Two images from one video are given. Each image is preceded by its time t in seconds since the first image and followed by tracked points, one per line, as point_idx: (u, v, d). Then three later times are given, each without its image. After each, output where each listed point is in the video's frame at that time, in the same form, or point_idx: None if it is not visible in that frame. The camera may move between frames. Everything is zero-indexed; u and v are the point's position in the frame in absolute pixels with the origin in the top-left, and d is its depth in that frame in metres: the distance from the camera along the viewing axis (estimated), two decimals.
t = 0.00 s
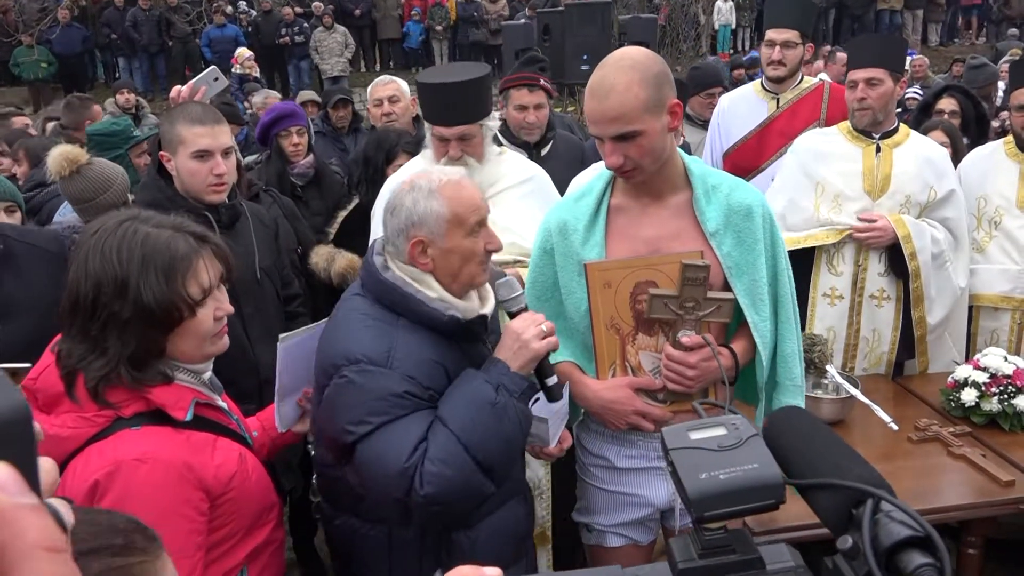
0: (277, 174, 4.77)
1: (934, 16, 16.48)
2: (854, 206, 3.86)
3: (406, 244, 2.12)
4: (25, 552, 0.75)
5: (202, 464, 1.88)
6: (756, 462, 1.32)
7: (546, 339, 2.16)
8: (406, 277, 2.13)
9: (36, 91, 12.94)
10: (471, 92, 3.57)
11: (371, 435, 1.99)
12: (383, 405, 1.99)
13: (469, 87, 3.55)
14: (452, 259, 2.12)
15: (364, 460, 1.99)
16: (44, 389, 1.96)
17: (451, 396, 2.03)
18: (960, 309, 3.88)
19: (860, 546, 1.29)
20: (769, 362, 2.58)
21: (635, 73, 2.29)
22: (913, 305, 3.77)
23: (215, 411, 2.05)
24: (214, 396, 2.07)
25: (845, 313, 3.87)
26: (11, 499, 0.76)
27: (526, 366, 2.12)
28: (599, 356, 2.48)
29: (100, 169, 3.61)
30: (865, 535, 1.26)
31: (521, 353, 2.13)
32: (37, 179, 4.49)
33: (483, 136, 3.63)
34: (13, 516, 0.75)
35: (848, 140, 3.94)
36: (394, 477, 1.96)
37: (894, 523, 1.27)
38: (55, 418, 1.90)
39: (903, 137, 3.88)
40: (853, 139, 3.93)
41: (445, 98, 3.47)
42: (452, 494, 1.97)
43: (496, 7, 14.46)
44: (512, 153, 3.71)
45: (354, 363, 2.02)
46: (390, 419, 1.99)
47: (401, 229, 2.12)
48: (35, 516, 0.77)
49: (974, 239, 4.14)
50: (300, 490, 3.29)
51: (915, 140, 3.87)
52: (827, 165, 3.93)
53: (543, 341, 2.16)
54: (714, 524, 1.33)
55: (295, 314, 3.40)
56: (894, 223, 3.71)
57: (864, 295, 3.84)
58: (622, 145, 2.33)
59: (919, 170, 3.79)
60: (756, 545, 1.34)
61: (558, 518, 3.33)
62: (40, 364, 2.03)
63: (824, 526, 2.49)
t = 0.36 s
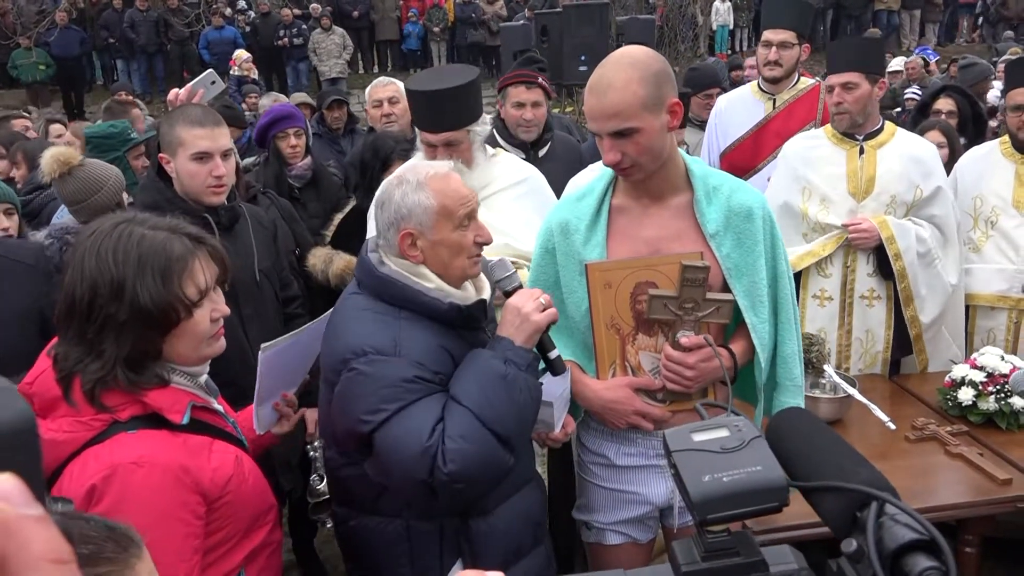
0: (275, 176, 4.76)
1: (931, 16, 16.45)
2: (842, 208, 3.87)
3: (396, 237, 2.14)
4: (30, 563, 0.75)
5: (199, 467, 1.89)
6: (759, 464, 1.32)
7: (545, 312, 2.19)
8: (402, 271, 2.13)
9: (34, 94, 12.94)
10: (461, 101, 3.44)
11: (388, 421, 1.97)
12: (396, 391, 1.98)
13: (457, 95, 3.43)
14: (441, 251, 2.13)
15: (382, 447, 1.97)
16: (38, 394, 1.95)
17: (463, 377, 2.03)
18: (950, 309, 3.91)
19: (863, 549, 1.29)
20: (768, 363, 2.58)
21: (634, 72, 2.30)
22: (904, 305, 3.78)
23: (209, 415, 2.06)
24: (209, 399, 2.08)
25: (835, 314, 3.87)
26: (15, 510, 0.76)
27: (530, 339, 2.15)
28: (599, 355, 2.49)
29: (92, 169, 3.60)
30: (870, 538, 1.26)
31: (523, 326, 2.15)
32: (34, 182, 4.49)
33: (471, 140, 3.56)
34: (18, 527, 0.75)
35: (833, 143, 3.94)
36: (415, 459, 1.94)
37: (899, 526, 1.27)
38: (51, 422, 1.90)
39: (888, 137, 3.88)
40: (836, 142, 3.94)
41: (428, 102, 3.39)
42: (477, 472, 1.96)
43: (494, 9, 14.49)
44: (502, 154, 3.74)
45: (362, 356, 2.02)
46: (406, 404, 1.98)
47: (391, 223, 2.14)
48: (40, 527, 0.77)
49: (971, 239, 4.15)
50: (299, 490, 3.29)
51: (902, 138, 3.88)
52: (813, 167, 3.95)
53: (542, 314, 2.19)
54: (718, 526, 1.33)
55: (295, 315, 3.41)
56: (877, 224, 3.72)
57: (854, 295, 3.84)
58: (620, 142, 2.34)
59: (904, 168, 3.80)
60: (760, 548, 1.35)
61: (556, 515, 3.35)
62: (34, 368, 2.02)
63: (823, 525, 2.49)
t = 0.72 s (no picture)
0: (276, 179, 4.77)
1: (931, 18, 16.49)
2: (832, 214, 3.86)
3: (415, 238, 2.13)
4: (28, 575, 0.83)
5: (202, 470, 1.90)
6: (759, 466, 1.32)
7: (557, 316, 2.20)
8: (417, 272, 2.13)
9: (37, 98, 12.92)
10: (457, 106, 3.39)
11: (403, 417, 1.97)
12: (410, 388, 1.99)
13: (453, 99, 3.37)
14: (457, 254, 2.13)
15: (394, 444, 1.97)
16: (40, 400, 1.95)
17: (475, 375, 2.04)
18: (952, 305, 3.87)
19: (862, 549, 1.30)
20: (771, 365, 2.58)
21: (634, 73, 2.31)
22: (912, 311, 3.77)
23: (210, 418, 2.06)
24: (210, 402, 2.08)
25: (831, 316, 3.86)
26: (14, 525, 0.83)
27: (543, 341, 2.16)
28: (601, 356, 2.49)
29: (93, 172, 3.61)
30: (868, 538, 1.26)
31: (535, 329, 2.16)
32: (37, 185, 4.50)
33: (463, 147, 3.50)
34: (17, 544, 0.83)
35: (816, 148, 3.97)
36: (429, 455, 1.94)
37: (897, 527, 1.27)
38: (53, 428, 1.90)
39: (870, 138, 3.89)
40: (820, 147, 3.96)
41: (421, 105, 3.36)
42: (490, 468, 1.97)
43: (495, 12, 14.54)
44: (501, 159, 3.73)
45: (377, 353, 2.03)
46: (421, 400, 1.99)
47: (410, 224, 2.13)
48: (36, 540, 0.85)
49: (970, 240, 4.15)
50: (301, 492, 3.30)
51: (884, 136, 3.89)
52: (798, 173, 3.97)
53: (555, 317, 2.20)
54: (718, 527, 1.33)
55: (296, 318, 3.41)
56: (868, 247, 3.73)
57: (848, 299, 3.84)
58: (620, 143, 2.34)
59: (888, 170, 3.80)
60: (760, 549, 1.36)
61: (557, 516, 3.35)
62: (35, 374, 2.01)
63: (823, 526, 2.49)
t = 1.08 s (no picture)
0: (276, 187, 4.78)
1: (931, 23, 16.27)
2: (824, 223, 3.87)
3: (399, 246, 2.16)
4: None
5: (211, 474, 1.90)
6: (750, 468, 1.33)
7: (549, 318, 2.19)
8: (407, 279, 2.15)
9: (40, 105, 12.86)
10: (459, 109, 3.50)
11: (403, 425, 1.97)
12: (409, 396, 1.99)
13: (454, 101, 3.48)
14: (444, 258, 2.15)
15: (395, 453, 1.97)
16: (47, 405, 1.94)
17: (471, 380, 2.04)
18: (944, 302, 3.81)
19: (850, 551, 1.31)
20: (771, 367, 2.58)
21: (631, 78, 2.32)
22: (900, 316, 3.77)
23: (216, 423, 2.06)
24: (217, 406, 2.09)
25: (829, 326, 3.84)
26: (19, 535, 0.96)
27: (535, 343, 2.15)
28: (601, 358, 2.50)
29: (96, 177, 3.62)
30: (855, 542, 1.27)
31: (527, 332, 2.16)
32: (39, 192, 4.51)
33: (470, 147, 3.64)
34: (22, 551, 0.99)
35: (801, 156, 3.98)
36: (431, 462, 1.94)
37: (884, 529, 1.28)
38: (60, 433, 1.90)
39: (854, 145, 3.92)
40: (805, 155, 3.97)
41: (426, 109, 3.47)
42: (492, 473, 1.97)
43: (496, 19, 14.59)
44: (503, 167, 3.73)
45: (374, 361, 2.03)
46: (420, 407, 1.99)
47: (394, 232, 2.16)
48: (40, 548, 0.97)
49: (969, 245, 4.15)
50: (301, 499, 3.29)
51: (869, 140, 3.93)
52: (786, 183, 3.97)
53: (546, 319, 2.20)
54: (709, 528, 1.34)
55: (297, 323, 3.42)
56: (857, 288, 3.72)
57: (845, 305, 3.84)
58: (618, 147, 2.35)
59: (876, 173, 3.84)
60: (751, 550, 1.37)
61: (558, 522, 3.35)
62: (42, 380, 2.01)
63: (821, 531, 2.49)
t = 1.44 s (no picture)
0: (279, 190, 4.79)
1: (934, 28, 16.17)
2: (818, 232, 3.85)
3: (396, 257, 2.16)
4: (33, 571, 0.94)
5: (213, 472, 1.90)
6: (745, 470, 1.33)
7: (548, 331, 2.22)
8: (402, 291, 2.14)
9: (43, 107, 12.81)
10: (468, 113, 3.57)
11: (407, 444, 1.96)
12: (412, 414, 1.98)
13: (466, 102, 3.55)
14: (441, 269, 2.17)
15: (400, 472, 1.95)
16: (50, 403, 1.95)
17: (473, 397, 2.05)
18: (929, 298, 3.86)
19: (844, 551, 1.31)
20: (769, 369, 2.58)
21: (633, 81, 2.33)
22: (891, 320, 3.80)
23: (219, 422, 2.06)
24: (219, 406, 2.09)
25: (829, 330, 3.84)
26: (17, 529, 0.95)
27: (534, 357, 2.17)
28: (600, 359, 2.49)
29: (88, 179, 3.64)
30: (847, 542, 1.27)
31: (527, 347, 2.17)
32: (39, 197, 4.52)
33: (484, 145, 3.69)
34: (18, 547, 0.96)
35: (791, 165, 3.95)
36: (437, 481, 1.94)
37: (876, 529, 1.28)
38: (64, 432, 1.90)
39: (842, 152, 3.91)
40: (794, 163, 3.94)
41: (432, 103, 3.57)
42: (495, 490, 1.98)
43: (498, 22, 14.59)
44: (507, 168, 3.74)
45: (375, 378, 2.01)
46: (422, 426, 1.98)
47: (390, 243, 2.16)
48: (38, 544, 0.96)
49: (969, 250, 4.14)
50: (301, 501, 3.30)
51: (856, 146, 3.94)
52: (779, 193, 3.93)
53: (545, 333, 2.22)
54: (705, 529, 1.34)
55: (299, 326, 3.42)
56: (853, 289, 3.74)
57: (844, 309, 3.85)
58: (619, 150, 2.35)
59: (866, 180, 3.85)
60: (746, 552, 1.37)
61: (558, 526, 3.35)
62: (47, 378, 2.02)
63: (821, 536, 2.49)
